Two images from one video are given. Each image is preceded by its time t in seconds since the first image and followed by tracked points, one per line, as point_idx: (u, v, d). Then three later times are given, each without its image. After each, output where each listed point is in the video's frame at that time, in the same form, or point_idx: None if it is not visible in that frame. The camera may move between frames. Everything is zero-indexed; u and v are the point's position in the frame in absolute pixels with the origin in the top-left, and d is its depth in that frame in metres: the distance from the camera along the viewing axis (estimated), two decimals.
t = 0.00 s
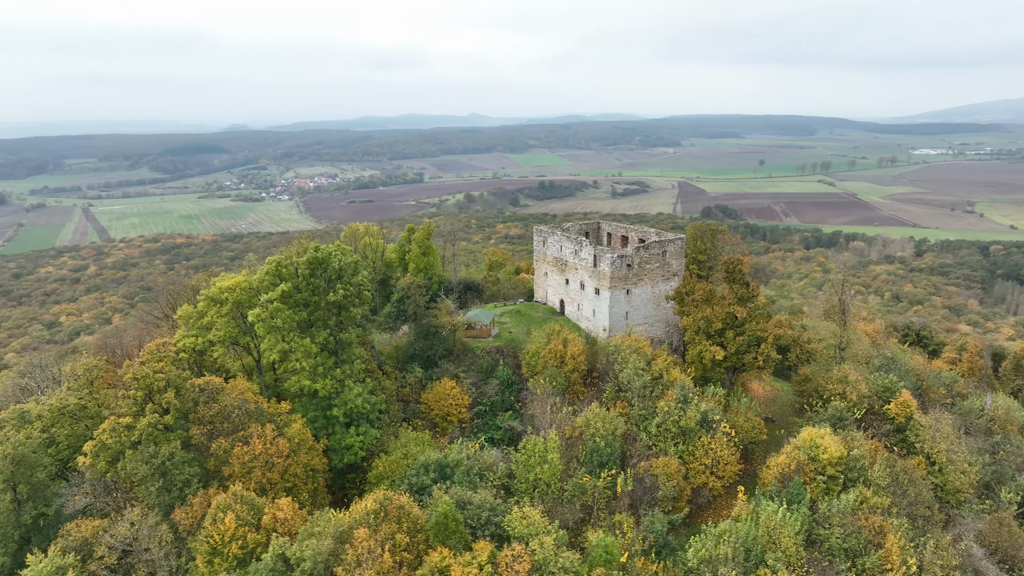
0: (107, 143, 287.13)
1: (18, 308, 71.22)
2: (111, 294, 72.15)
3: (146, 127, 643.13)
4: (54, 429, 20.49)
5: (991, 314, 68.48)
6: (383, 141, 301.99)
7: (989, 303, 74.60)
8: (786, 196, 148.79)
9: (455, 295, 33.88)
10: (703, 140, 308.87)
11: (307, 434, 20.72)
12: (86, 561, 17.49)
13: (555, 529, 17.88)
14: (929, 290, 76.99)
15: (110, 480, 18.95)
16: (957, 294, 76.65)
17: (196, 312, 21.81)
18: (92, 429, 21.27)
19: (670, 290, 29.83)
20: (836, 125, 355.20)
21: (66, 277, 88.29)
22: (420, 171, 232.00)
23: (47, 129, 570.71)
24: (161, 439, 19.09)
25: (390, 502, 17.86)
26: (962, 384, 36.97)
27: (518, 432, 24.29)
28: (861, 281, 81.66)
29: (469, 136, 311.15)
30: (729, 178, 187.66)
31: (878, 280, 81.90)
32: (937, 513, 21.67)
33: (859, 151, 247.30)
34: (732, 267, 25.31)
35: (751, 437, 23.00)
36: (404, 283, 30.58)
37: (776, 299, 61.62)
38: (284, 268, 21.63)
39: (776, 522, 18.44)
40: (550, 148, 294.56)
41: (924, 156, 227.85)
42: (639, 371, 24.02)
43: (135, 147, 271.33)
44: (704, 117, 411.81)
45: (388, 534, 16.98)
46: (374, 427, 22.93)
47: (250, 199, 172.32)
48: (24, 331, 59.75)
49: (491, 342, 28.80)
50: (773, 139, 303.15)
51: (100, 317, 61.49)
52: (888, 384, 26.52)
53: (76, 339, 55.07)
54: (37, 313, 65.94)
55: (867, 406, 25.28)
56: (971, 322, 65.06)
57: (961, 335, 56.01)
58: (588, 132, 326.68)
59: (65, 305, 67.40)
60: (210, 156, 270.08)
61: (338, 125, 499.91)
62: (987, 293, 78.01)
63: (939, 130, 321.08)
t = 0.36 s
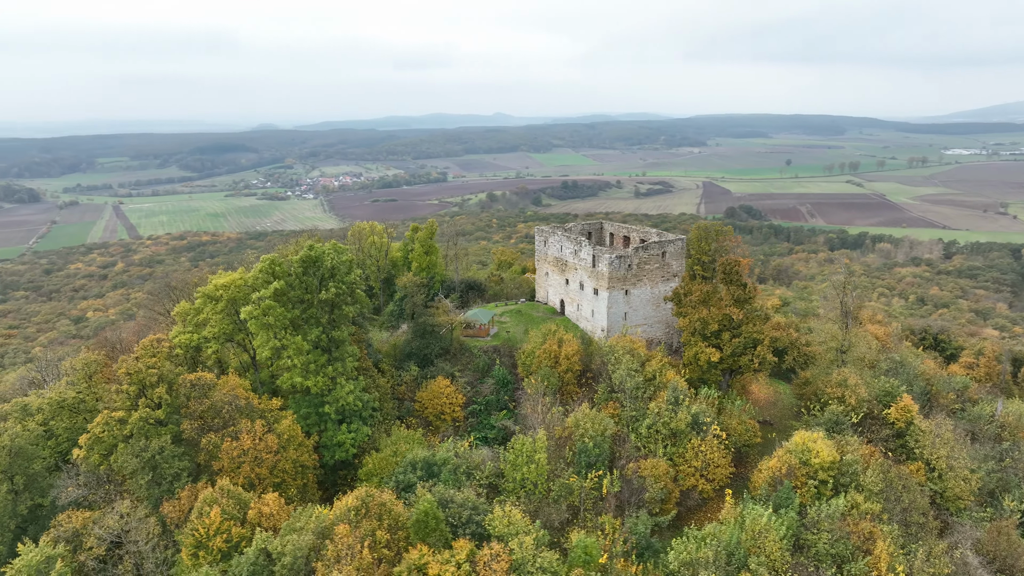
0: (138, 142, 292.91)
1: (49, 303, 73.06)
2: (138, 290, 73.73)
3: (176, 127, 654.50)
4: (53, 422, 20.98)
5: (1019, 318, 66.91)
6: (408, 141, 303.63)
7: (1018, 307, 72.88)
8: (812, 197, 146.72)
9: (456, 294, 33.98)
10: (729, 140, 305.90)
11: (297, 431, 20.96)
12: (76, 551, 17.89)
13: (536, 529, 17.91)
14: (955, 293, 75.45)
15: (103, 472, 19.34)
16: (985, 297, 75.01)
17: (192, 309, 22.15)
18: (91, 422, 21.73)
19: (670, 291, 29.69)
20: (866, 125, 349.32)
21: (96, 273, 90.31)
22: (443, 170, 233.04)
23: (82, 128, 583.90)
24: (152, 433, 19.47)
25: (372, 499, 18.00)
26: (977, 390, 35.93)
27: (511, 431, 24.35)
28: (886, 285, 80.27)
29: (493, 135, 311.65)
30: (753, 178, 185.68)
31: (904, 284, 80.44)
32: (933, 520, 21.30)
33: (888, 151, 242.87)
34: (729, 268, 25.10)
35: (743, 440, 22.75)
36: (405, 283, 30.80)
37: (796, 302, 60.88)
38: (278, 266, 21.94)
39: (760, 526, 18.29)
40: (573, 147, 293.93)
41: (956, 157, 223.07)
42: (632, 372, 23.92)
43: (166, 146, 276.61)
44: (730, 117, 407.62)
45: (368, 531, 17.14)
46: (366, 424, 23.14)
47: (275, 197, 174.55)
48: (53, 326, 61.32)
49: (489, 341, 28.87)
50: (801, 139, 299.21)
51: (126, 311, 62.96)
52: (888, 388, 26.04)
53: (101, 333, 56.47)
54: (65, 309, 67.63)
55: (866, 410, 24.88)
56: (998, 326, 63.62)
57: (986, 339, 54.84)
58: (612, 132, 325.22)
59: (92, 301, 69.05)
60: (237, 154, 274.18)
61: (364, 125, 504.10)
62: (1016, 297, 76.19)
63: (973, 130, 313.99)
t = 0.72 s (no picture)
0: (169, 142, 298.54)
1: (79, 298, 74.95)
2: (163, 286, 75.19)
3: (206, 126, 665.13)
4: (52, 415, 21.47)
5: None
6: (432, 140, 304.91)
7: None
8: (838, 198, 144.56)
9: (458, 293, 34.14)
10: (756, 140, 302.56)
11: (287, 427, 21.23)
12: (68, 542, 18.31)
13: (517, 529, 17.91)
14: (983, 296, 73.80)
15: (96, 465, 19.75)
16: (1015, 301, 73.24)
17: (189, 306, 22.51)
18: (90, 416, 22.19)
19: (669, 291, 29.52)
20: (897, 125, 342.95)
21: (125, 270, 92.38)
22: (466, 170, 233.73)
23: (114, 127, 595.80)
24: (144, 428, 19.85)
25: (354, 496, 18.16)
26: (989, 395, 35.00)
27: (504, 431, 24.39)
28: (911, 287, 78.84)
29: (518, 135, 311.74)
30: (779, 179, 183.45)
31: (931, 287, 78.86)
32: (928, 527, 20.90)
33: (920, 151, 238.09)
34: (726, 268, 24.84)
35: (736, 443, 22.53)
36: (405, 284, 31.08)
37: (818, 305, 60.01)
38: (271, 264, 22.19)
39: (744, 529, 18.15)
40: (598, 147, 292.98)
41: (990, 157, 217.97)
42: (624, 373, 23.81)
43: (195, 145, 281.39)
44: (758, 117, 403.00)
45: (349, 527, 17.31)
46: (359, 422, 23.32)
47: (300, 196, 176.69)
48: (80, 321, 62.76)
49: (486, 340, 28.94)
50: (829, 139, 294.76)
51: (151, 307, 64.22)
52: (888, 392, 25.60)
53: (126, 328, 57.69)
54: (92, 304, 69.16)
55: (865, 414, 24.50)
56: None
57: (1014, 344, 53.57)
58: (637, 131, 323.44)
59: (119, 297, 70.53)
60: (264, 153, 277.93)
61: (390, 124, 507.48)
62: None
63: (1008, 130, 306.52)
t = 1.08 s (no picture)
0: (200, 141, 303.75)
1: (109, 294, 76.74)
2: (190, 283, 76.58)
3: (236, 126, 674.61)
4: (53, 408, 21.98)
5: None
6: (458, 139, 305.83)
7: None
8: (868, 199, 142.19)
9: (460, 292, 34.28)
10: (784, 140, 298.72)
11: (279, 423, 21.55)
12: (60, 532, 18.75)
13: (498, 528, 17.98)
14: (1015, 299, 72.08)
15: (92, 457, 20.20)
16: None
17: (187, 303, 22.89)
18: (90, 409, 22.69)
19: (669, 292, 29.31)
20: (931, 125, 336.06)
21: (155, 266, 94.30)
22: (491, 169, 234.20)
23: (147, 126, 607.22)
24: (137, 421, 20.29)
25: (337, 492, 18.38)
26: (1003, 400, 34.08)
27: (497, 430, 24.46)
28: (939, 291, 77.32)
29: (543, 134, 311.45)
30: (807, 179, 180.97)
31: (960, 290, 77.18)
32: (923, 535, 20.52)
33: (954, 151, 232.96)
34: (723, 269, 24.61)
35: (729, 446, 22.31)
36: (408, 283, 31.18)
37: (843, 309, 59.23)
38: (265, 261, 22.45)
39: (729, 533, 18.01)
40: (623, 147, 291.57)
41: None
42: (618, 374, 23.72)
43: (225, 144, 285.85)
44: (787, 117, 397.69)
45: (331, 522, 17.54)
46: (352, 418, 23.58)
47: (326, 194, 178.69)
48: (109, 315, 64.21)
49: (485, 339, 29.01)
50: (860, 139, 290.00)
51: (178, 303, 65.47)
52: (889, 396, 25.12)
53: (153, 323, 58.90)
54: (122, 300, 70.70)
55: (863, 419, 24.13)
56: None
57: None
58: (663, 131, 321.16)
59: (148, 293, 72.02)
60: (292, 152, 281.28)
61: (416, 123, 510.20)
62: None
63: None
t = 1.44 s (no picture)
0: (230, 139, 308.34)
1: (138, 289, 78.40)
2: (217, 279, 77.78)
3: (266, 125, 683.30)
4: (56, 401, 22.58)
5: None
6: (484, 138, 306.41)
7: None
8: (899, 200, 139.51)
9: (463, 291, 34.25)
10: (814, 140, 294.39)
11: (271, 418, 21.86)
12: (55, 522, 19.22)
13: (480, 527, 18.04)
14: None
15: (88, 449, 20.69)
16: None
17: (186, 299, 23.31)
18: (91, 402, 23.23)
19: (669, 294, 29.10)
20: (967, 125, 328.53)
21: (183, 263, 96.11)
22: (515, 168, 234.28)
23: (179, 125, 617.75)
24: (132, 415, 20.72)
25: (321, 488, 18.57)
26: (1019, 406, 32.79)
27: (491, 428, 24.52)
28: (968, 294, 75.71)
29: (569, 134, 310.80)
30: (836, 179, 178.19)
31: (990, 294, 75.39)
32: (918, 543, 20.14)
33: (990, 152, 227.47)
34: (720, 271, 24.36)
35: (721, 449, 22.10)
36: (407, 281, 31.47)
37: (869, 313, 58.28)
38: (262, 259, 22.76)
39: (713, 536, 17.82)
40: (650, 146, 289.83)
41: None
42: (611, 375, 23.65)
43: (254, 143, 289.82)
44: (818, 117, 391.77)
45: (315, 518, 17.76)
46: (347, 415, 23.83)
47: (351, 193, 180.32)
48: (138, 309, 65.50)
49: (483, 339, 29.03)
50: (893, 139, 284.66)
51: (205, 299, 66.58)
52: (889, 401, 24.62)
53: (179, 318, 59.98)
54: (151, 295, 72.16)
55: (862, 424, 23.75)
56: None
57: None
58: (690, 130, 318.44)
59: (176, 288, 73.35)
60: (320, 151, 284.13)
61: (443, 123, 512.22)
62: None
63: None
